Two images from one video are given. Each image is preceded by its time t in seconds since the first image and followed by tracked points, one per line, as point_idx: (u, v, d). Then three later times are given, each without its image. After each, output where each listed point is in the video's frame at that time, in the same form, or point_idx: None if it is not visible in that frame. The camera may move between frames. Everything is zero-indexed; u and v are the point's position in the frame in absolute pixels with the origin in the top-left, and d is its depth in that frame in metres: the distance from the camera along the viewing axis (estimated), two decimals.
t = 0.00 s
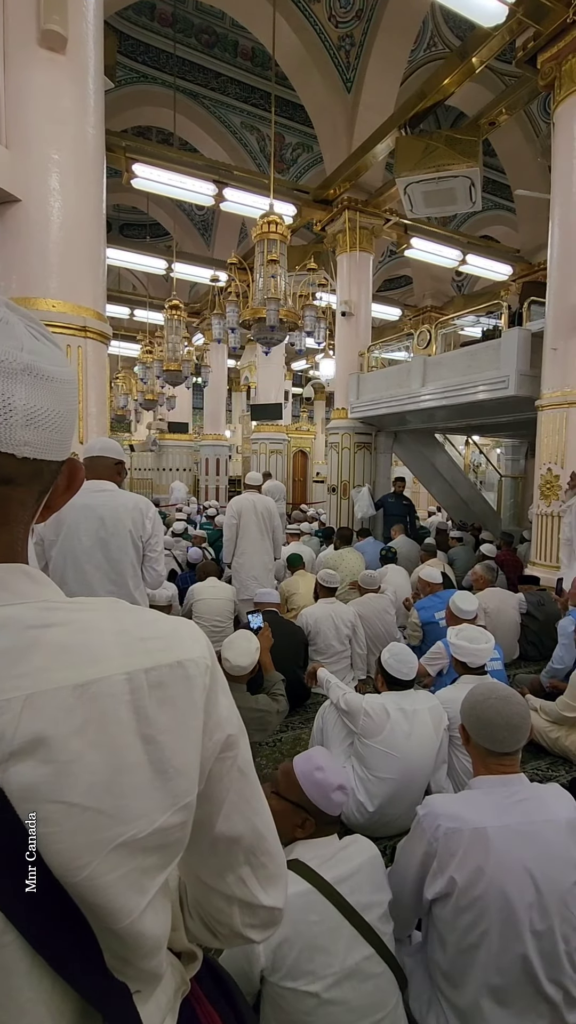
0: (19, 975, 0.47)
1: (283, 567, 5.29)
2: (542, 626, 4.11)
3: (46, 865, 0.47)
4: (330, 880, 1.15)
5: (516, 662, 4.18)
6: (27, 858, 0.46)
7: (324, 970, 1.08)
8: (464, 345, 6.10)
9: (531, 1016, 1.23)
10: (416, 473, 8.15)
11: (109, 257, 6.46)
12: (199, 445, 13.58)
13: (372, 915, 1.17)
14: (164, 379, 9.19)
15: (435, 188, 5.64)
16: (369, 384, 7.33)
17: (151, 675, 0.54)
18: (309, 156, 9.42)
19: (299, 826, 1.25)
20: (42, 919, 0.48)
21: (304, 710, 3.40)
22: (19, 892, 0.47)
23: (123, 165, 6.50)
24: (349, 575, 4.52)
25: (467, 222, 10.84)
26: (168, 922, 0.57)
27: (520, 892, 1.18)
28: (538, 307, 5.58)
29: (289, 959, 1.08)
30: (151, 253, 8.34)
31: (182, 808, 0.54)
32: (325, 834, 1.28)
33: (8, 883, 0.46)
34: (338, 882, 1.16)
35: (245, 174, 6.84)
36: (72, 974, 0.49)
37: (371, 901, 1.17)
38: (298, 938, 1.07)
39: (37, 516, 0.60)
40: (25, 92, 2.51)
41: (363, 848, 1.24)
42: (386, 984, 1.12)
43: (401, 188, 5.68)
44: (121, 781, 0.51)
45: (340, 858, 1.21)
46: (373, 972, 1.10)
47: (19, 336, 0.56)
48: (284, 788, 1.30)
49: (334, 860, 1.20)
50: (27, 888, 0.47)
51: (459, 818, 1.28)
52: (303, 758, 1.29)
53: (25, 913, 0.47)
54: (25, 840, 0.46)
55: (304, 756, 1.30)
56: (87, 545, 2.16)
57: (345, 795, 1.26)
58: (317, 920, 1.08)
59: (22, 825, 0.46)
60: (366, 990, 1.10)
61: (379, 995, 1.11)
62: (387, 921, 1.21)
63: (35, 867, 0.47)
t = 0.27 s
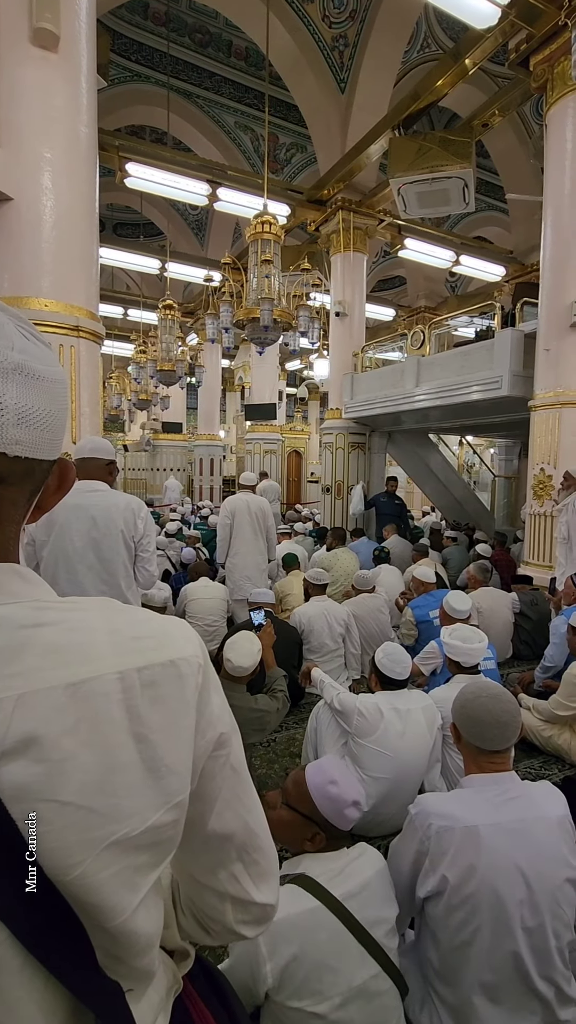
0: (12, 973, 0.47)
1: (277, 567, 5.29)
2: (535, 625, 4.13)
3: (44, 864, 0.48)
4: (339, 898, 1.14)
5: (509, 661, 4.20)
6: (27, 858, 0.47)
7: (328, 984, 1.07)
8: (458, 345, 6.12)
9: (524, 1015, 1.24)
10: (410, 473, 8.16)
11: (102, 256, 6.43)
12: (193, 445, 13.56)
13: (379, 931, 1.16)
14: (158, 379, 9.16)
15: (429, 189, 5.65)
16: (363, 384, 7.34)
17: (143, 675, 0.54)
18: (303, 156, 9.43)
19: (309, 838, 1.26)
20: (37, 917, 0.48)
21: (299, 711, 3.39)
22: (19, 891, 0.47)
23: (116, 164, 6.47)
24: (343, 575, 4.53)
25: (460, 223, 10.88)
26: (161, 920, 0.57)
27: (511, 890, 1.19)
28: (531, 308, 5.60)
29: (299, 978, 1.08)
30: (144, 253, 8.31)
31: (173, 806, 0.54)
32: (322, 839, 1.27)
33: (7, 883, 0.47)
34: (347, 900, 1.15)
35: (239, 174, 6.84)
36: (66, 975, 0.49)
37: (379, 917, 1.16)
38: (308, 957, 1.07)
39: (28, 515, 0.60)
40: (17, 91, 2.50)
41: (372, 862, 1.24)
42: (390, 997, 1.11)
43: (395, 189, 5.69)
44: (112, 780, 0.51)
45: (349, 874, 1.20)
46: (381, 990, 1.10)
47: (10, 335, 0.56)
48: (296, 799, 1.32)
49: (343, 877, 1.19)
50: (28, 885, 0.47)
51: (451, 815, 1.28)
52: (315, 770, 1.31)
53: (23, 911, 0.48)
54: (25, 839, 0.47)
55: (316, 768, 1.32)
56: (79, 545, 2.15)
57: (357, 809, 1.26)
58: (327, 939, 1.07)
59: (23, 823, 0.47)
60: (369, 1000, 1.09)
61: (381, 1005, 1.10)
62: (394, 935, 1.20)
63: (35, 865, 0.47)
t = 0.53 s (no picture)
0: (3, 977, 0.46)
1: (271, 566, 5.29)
2: (528, 625, 4.14)
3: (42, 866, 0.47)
4: (338, 907, 1.14)
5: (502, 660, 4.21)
6: (27, 859, 0.46)
7: (322, 987, 1.07)
8: (452, 346, 6.13)
9: (518, 1014, 1.24)
10: (404, 473, 8.18)
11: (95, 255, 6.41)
12: (186, 445, 13.53)
13: (378, 941, 1.15)
14: (151, 379, 9.13)
15: (422, 190, 5.66)
16: (357, 384, 7.35)
17: (135, 677, 0.53)
18: (297, 156, 9.43)
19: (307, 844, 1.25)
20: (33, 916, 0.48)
21: (293, 711, 3.39)
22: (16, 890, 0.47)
23: (109, 163, 6.45)
24: (337, 575, 4.53)
25: (453, 223, 10.91)
26: (152, 922, 0.57)
27: (504, 890, 1.19)
28: (524, 309, 5.62)
29: (296, 989, 1.08)
30: (138, 252, 8.28)
31: (165, 808, 0.54)
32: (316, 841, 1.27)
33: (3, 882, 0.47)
34: (345, 908, 1.14)
35: (233, 173, 6.83)
36: (60, 980, 0.48)
37: (379, 926, 1.16)
38: (307, 969, 1.06)
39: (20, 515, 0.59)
40: (9, 89, 2.49)
41: (372, 872, 1.23)
42: (389, 1003, 1.11)
43: (388, 189, 5.69)
44: (102, 784, 0.50)
45: (349, 883, 1.19)
46: (382, 1002, 1.10)
47: (4, 334, 0.56)
48: (296, 802, 1.29)
49: (342, 884, 1.19)
50: (29, 888, 0.47)
51: (445, 815, 1.28)
52: (314, 776, 1.28)
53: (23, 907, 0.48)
54: (26, 840, 0.46)
55: (315, 773, 1.29)
56: (70, 545, 2.14)
57: (357, 817, 1.24)
58: (326, 950, 1.07)
59: (23, 825, 0.46)
60: (366, 1006, 1.09)
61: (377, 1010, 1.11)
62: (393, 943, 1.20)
63: (34, 869, 0.47)
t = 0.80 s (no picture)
0: None
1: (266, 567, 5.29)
2: (522, 624, 4.16)
3: (45, 866, 0.47)
4: (319, 896, 1.15)
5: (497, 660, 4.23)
6: (28, 860, 0.47)
7: (309, 980, 1.08)
8: (446, 346, 6.15)
9: (511, 1011, 1.25)
10: (398, 473, 8.20)
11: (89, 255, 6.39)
12: (181, 446, 13.51)
13: (361, 928, 1.16)
14: (146, 379, 9.12)
15: (417, 191, 5.67)
16: (351, 385, 7.36)
17: (126, 680, 0.53)
18: (292, 157, 9.44)
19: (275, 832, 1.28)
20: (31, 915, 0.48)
21: (288, 711, 3.40)
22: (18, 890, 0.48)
23: (103, 163, 6.44)
24: (331, 575, 4.53)
25: (448, 225, 10.94)
26: (142, 925, 0.57)
27: (497, 889, 1.20)
28: (518, 311, 5.65)
29: (278, 977, 1.08)
30: (132, 252, 8.26)
31: (156, 810, 0.54)
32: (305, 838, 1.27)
33: (6, 883, 0.47)
34: (337, 908, 1.15)
35: (227, 174, 6.84)
36: (50, 983, 0.48)
37: (361, 914, 1.17)
38: (288, 957, 1.07)
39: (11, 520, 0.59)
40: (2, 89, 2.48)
41: (354, 861, 1.24)
42: (374, 991, 1.12)
43: (383, 190, 5.70)
44: (92, 787, 0.50)
45: (329, 873, 1.20)
46: (366, 988, 1.11)
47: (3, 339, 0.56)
48: (267, 790, 1.34)
49: (322, 873, 1.20)
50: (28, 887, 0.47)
51: (438, 815, 1.29)
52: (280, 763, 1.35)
53: (20, 907, 0.48)
54: (26, 841, 0.47)
55: (283, 762, 1.35)
56: (62, 546, 2.14)
57: (317, 806, 1.25)
58: (307, 938, 1.08)
59: (23, 826, 0.47)
60: (353, 998, 1.10)
61: (366, 1004, 1.12)
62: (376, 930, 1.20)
63: (34, 870, 0.47)
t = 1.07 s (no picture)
0: None
1: (261, 567, 5.29)
2: (516, 624, 4.18)
3: (44, 865, 0.48)
4: (294, 881, 1.15)
5: (491, 659, 4.24)
6: (28, 860, 0.47)
7: (295, 973, 1.09)
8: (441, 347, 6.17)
9: (503, 1008, 1.25)
10: (393, 474, 8.22)
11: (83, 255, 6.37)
12: (176, 446, 13.50)
13: (345, 918, 1.18)
14: (140, 380, 9.10)
15: (411, 193, 5.69)
16: (346, 385, 7.37)
17: (114, 677, 0.54)
18: (286, 157, 9.45)
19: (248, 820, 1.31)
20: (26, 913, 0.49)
21: (282, 711, 3.40)
22: (15, 890, 0.48)
23: (97, 163, 6.42)
24: (326, 575, 4.54)
25: (442, 226, 10.98)
26: (133, 923, 0.57)
27: (490, 887, 1.20)
28: (511, 311, 5.67)
29: (256, 962, 1.09)
30: (127, 253, 8.24)
31: (145, 807, 0.54)
32: (295, 836, 1.27)
33: (4, 882, 0.48)
34: (328, 906, 1.15)
35: (222, 174, 6.83)
36: (40, 983, 0.48)
37: (337, 898, 1.18)
38: (264, 941, 1.08)
39: None
40: None
41: (328, 847, 1.25)
42: (356, 975, 1.13)
43: (377, 191, 5.71)
44: (80, 784, 0.50)
45: (303, 861, 1.21)
46: (347, 970, 1.12)
47: None
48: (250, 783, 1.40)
49: (296, 862, 1.21)
50: (29, 886, 0.48)
51: (432, 813, 1.29)
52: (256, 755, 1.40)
53: (15, 906, 0.48)
54: (27, 841, 0.47)
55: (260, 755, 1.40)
56: (56, 547, 2.14)
57: (268, 795, 1.26)
58: (283, 921, 1.09)
59: (24, 825, 0.47)
60: (341, 991, 1.11)
61: (356, 998, 1.12)
62: (355, 916, 1.22)
63: (34, 870, 0.48)
